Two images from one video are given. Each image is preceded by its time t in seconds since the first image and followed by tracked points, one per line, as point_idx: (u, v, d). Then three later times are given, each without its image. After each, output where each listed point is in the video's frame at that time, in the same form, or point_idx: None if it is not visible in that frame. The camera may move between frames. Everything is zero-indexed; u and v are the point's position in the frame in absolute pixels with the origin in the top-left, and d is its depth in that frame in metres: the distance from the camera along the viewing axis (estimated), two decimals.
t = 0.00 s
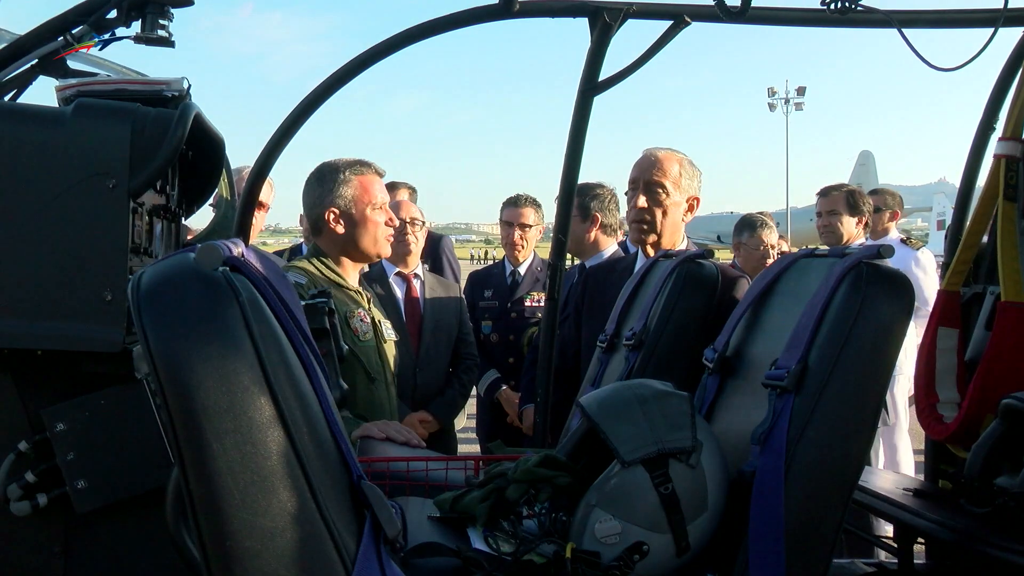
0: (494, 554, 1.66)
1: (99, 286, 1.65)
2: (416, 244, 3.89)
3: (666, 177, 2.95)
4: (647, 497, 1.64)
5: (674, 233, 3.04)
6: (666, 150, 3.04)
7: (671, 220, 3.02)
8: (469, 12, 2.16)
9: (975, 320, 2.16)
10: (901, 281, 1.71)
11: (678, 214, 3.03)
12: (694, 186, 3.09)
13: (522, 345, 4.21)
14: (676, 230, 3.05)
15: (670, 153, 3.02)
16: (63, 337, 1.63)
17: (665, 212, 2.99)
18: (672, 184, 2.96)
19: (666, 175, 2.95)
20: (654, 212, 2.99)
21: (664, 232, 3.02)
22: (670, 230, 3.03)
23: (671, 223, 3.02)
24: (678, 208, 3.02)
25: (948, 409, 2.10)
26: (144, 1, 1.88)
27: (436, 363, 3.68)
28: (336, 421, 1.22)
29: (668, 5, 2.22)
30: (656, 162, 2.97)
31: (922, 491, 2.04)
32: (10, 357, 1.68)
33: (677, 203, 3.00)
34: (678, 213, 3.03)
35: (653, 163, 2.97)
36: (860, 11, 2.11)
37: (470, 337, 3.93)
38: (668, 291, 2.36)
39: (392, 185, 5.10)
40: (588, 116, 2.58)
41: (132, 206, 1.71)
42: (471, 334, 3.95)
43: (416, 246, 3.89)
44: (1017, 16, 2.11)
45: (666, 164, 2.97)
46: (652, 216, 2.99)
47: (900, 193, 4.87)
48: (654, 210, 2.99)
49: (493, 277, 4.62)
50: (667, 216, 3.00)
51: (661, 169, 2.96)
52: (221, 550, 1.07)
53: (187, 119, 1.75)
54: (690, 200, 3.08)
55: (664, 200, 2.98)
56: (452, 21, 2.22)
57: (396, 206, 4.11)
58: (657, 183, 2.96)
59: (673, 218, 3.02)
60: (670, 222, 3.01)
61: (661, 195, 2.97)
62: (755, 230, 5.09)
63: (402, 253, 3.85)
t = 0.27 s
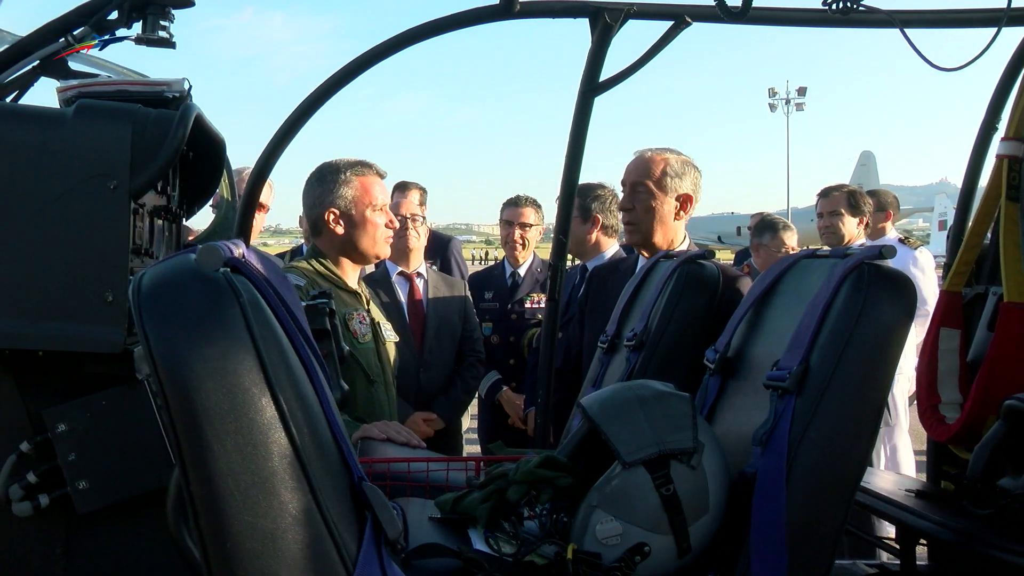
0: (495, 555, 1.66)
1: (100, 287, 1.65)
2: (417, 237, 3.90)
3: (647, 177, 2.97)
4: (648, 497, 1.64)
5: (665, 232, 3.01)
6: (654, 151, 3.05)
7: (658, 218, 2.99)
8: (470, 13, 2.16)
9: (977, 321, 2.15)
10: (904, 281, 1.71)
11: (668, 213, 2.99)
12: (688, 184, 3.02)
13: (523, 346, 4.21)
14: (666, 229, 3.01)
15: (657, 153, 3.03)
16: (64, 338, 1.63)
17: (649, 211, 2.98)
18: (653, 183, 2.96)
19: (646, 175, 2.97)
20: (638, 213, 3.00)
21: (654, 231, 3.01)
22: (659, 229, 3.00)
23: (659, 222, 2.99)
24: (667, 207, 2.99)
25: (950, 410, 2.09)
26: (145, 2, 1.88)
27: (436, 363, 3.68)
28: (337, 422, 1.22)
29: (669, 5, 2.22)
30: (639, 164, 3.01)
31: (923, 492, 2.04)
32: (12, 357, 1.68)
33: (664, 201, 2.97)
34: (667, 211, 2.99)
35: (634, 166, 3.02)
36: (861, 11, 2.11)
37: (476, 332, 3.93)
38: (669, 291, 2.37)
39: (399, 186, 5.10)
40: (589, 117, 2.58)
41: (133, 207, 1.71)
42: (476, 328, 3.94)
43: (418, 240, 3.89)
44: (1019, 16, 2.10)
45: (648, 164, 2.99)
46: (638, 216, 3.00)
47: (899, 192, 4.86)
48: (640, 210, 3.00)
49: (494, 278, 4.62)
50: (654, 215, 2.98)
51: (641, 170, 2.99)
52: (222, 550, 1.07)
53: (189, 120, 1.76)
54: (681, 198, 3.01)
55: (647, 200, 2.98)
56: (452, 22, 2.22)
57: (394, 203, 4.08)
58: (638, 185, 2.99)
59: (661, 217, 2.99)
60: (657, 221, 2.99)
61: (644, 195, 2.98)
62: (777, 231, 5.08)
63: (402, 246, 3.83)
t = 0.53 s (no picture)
0: (503, 553, 1.64)
1: (107, 288, 1.65)
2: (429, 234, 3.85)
3: (643, 176, 2.98)
4: (656, 495, 1.64)
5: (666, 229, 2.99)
6: (653, 149, 3.06)
7: (658, 217, 2.98)
8: (475, 11, 2.15)
9: (985, 317, 2.14)
10: (912, 277, 1.69)
11: (668, 210, 2.97)
12: (689, 180, 2.99)
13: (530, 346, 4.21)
14: (667, 227, 2.99)
15: (655, 151, 3.03)
16: (72, 339, 1.63)
17: (648, 209, 2.98)
18: (650, 181, 2.96)
19: (643, 174, 2.99)
20: (638, 212, 3.00)
21: (656, 229, 3.00)
22: (659, 228, 2.99)
23: (659, 220, 2.98)
24: (666, 204, 2.97)
25: (959, 407, 2.08)
26: (150, 3, 1.88)
27: (445, 363, 3.67)
28: (344, 421, 1.22)
29: (674, 2, 2.21)
30: (637, 164, 3.02)
31: (933, 489, 2.03)
32: (20, 358, 1.68)
33: (662, 199, 2.96)
34: (665, 209, 2.97)
35: (632, 165, 3.03)
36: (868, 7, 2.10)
37: (486, 330, 3.92)
38: (675, 289, 2.36)
39: (412, 185, 5.11)
40: (595, 114, 2.57)
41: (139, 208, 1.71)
42: (486, 327, 3.93)
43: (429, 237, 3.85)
44: None
45: (646, 164, 3.00)
46: (637, 215, 3.01)
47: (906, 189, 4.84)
48: (639, 209, 3.00)
49: (501, 277, 4.62)
50: (654, 213, 2.98)
51: (638, 170, 3.01)
52: (231, 551, 1.07)
53: (194, 120, 1.76)
54: (682, 194, 2.98)
55: (644, 199, 2.98)
56: (457, 20, 2.22)
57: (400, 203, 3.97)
58: (636, 184, 3.00)
59: (660, 215, 2.98)
60: (657, 219, 2.98)
61: (642, 194, 2.99)
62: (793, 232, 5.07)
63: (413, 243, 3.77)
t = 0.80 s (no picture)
0: (510, 551, 1.63)
1: (113, 287, 1.65)
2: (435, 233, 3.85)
3: (647, 174, 2.97)
4: (664, 493, 1.63)
5: (671, 227, 2.99)
6: (658, 146, 3.06)
7: (662, 214, 2.97)
8: (480, 9, 2.15)
9: (993, 315, 2.13)
10: (920, 274, 1.68)
11: (672, 208, 2.97)
12: (693, 177, 2.99)
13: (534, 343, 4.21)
14: (672, 224, 2.98)
15: (659, 149, 3.03)
16: (77, 338, 1.63)
17: (651, 207, 2.97)
18: (654, 179, 2.96)
19: (647, 172, 2.98)
20: (642, 210, 2.99)
21: (661, 226, 2.98)
22: (663, 225, 2.98)
23: (663, 217, 2.97)
24: (670, 202, 2.96)
25: (967, 404, 2.07)
26: (155, 2, 1.88)
27: (454, 360, 3.66)
28: (351, 419, 1.22)
29: None
30: (642, 161, 3.02)
31: (940, 486, 2.02)
32: (27, 357, 1.68)
33: (667, 197, 2.96)
34: (668, 207, 2.96)
35: (637, 163, 3.03)
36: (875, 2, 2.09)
37: (493, 328, 3.93)
38: (681, 287, 2.35)
39: (423, 183, 5.11)
40: (600, 112, 2.56)
41: (145, 206, 1.71)
42: (493, 325, 3.94)
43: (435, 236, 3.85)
44: None
45: (651, 161, 3.00)
46: (643, 212, 2.99)
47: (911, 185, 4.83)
48: (643, 205, 2.99)
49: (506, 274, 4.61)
50: (659, 209, 2.97)
51: (642, 167, 3.00)
52: (239, 551, 1.06)
53: (199, 118, 1.76)
54: (687, 191, 2.97)
55: (648, 196, 2.97)
56: (462, 18, 2.21)
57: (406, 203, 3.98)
58: (639, 182, 3.00)
59: (663, 213, 2.97)
60: (662, 217, 2.97)
61: (646, 192, 2.98)
62: (778, 221, 5.02)
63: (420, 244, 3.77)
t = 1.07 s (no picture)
0: (518, 550, 1.62)
1: (120, 287, 1.66)
2: (439, 230, 3.86)
3: (653, 171, 2.96)
4: (672, 490, 1.63)
5: (678, 225, 2.99)
6: (663, 143, 3.05)
7: (668, 212, 2.97)
8: (485, 7, 2.14)
9: (1001, 311, 2.13)
10: (928, 269, 1.67)
11: (678, 206, 2.96)
12: (700, 174, 2.97)
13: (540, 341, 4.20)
14: (678, 222, 2.98)
15: (665, 146, 3.02)
16: (85, 338, 1.64)
17: (657, 205, 2.97)
18: (660, 177, 2.95)
19: (653, 169, 2.97)
20: (649, 207, 2.99)
21: (667, 224, 2.99)
22: (669, 223, 2.98)
23: (669, 215, 2.97)
24: (676, 199, 2.96)
25: (975, 400, 2.05)
26: (161, 2, 1.88)
27: (462, 357, 3.66)
28: (360, 418, 1.22)
29: None
30: (648, 158, 3.01)
31: (950, 483, 2.01)
32: (36, 358, 1.69)
33: (672, 194, 2.95)
34: (674, 205, 2.96)
35: (642, 160, 3.02)
36: None
37: (499, 325, 3.92)
38: (688, 285, 2.34)
39: (433, 183, 5.11)
40: (606, 109, 2.56)
41: (152, 206, 1.72)
42: (500, 322, 3.94)
43: (439, 233, 3.85)
44: None
45: (656, 157, 2.98)
46: (649, 210, 2.99)
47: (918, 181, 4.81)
48: (649, 204, 2.99)
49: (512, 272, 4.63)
50: (665, 207, 2.97)
51: (648, 164, 2.99)
52: (248, 550, 1.06)
53: (205, 118, 1.76)
54: (693, 188, 2.95)
55: (654, 193, 2.97)
56: (468, 15, 2.21)
57: (410, 200, 3.99)
58: (645, 179, 2.99)
59: (670, 210, 2.97)
60: (668, 214, 2.97)
61: (651, 189, 2.98)
62: (764, 214, 4.90)
63: (424, 241, 3.78)
